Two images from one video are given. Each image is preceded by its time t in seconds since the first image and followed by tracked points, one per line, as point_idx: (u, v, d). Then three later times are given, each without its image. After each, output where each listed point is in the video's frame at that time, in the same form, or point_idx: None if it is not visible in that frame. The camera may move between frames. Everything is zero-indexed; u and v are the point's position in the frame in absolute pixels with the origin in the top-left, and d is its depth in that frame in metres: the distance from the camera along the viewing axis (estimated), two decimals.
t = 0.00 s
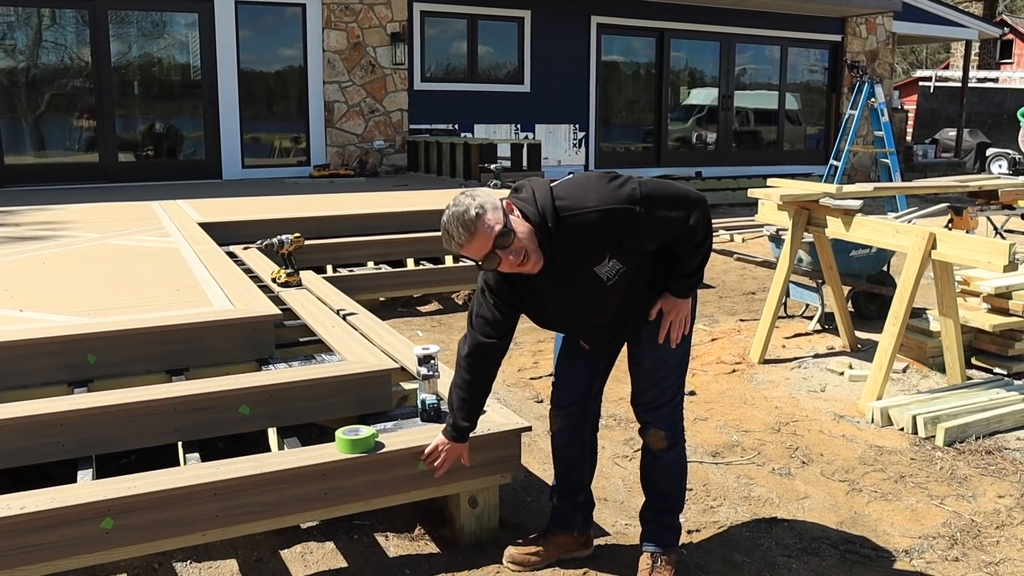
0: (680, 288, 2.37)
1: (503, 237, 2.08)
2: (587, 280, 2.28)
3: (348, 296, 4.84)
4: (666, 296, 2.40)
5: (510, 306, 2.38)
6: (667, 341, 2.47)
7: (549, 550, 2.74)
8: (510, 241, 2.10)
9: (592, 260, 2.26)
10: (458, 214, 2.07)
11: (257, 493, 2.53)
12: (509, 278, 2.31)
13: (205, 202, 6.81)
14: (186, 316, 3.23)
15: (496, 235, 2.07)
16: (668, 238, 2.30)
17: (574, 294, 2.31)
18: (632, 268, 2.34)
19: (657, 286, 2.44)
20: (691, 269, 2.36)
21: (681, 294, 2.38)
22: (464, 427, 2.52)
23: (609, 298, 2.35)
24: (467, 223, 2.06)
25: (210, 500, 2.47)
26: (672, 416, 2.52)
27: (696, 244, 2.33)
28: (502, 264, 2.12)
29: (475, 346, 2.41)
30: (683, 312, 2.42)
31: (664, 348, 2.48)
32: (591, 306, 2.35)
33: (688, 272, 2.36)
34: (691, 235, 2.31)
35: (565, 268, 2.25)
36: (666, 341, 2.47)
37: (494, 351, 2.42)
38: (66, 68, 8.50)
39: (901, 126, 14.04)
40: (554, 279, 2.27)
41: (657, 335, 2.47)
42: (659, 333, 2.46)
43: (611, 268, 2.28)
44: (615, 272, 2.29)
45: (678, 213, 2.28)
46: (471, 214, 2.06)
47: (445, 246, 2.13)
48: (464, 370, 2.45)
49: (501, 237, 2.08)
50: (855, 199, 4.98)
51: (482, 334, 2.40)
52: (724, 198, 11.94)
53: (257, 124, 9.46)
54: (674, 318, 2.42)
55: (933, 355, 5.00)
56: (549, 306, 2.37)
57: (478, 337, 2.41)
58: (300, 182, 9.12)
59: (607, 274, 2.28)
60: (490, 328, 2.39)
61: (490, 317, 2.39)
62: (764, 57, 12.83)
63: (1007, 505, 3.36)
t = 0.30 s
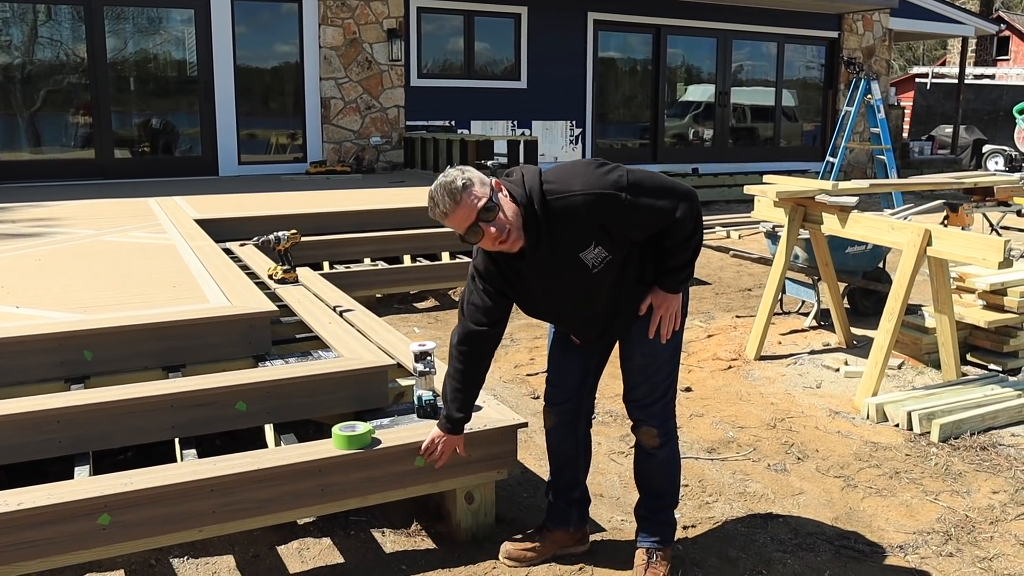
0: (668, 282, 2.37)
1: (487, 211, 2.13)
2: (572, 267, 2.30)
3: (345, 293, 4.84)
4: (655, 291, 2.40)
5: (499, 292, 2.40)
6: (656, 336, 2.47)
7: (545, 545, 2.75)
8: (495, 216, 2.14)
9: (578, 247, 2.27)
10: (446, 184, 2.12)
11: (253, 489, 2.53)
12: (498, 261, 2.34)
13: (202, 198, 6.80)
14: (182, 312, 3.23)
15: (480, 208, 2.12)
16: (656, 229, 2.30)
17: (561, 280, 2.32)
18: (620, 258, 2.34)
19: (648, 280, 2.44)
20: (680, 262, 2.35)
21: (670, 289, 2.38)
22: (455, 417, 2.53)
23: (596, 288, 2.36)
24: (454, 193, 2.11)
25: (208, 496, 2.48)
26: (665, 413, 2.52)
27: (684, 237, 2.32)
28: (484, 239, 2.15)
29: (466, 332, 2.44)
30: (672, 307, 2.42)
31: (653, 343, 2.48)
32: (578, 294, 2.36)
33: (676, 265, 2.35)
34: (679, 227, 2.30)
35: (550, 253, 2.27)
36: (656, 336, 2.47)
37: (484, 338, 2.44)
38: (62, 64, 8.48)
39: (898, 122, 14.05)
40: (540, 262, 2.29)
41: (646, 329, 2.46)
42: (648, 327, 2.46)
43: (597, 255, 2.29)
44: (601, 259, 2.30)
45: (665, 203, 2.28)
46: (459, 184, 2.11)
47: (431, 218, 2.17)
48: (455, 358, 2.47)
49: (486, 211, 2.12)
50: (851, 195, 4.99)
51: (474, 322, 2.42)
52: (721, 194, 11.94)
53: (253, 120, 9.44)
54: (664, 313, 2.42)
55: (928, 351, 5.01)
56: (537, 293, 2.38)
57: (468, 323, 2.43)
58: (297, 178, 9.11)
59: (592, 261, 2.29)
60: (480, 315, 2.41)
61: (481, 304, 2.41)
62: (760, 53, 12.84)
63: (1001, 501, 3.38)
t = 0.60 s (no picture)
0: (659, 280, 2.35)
1: (457, 210, 2.17)
2: (565, 253, 2.30)
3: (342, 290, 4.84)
4: (646, 288, 2.38)
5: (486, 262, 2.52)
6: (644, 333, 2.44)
7: (543, 542, 2.76)
8: (466, 213, 2.19)
9: (574, 233, 2.27)
10: (428, 169, 2.18)
11: (252, 486, 2.54)
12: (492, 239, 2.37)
13: (200, 196, 6.80)
14: (181, 310, 3.23)
15: (451, 204, 2.17)
16: (654, 224, 2.28)
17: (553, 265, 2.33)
18: (614, 249, 2.34)
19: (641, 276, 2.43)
20: (674, 260, 2.33)
21: (661, 287, 2.36)
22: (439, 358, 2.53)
23: (587, 277, 2.36)
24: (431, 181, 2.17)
25: (206, 493, 2.49)
26: (656, 413, 2.51)
27: (682, 235, 2.30)
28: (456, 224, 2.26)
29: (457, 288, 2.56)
30: (661, 305, 2.40)
31: (641, 341, 2.45)
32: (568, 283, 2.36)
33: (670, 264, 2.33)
34: (677, 223, 2.28)
35: (544, 236, 2.27)
36: (643, 333, 2.44)
37: (476, 299, 2.57)
38: (59, 63, 8.47)
39: (895, 120, 14.06)
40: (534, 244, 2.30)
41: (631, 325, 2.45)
42: (634, 325, 2.44)
43: (591, 244, 2.29)
44: (594, 248, 2.29)
45: (665, 199, 2.26)
46: (437, 176, 2.16)
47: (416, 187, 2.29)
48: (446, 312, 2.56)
49: (455, 209, 2.17)
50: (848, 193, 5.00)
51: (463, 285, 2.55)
52: (719, 192, 11.95)
53: (251, 118, 9.44)
54: (652, 311, 2.40)
55: (926, 349, 5.03)
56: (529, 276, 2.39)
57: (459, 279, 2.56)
58: (295, 176, 9.12)
59: (586, 250, 2.29)
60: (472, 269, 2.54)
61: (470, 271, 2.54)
62: (758, 51, 12.84)
63: (997, 498, 3.39)
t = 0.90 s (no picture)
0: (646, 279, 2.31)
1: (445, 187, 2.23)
2: (554, 237, 2.30)
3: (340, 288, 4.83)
4: (634, 285, 2.34)
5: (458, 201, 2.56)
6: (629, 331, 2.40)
7: (542, 539, 2.76)
8: (456, 191, 2.24)
9: (565, 219, 2.27)
10: (424, 143, 2.22)
11: (251, 483, 2.54)
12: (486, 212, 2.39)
13: (198, 194, 6.79)
14: (179, 307, 3.23)
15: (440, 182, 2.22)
16: (649, 221, 2.24)
17: (543, 246, 2.34)
18: (606, 241, 2.33)
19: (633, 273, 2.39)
20: (666, 261, 2.29)
21: (650, 285, 2.31)
22: (334, 239, 2.60)
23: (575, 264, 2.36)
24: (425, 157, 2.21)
25: (205, 490, 2.48)
26: (645, 413, 2.46)
27: (677, 237, 2.26)
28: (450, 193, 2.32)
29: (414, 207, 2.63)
30: (649, 305, 2.34)
31: (627, 339, 2.40)
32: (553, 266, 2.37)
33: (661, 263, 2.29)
34: (674, 224, 2.24)
35: (536, 216, 2.28)
36: (629, 331, 2.39)
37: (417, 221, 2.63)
38: (56, 60, 8.45)
39: (893, 119, 14.06)
40: (525, 223, 2.31)
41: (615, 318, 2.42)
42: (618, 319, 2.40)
43: (582, 233, 2.29)
44: (584, 235, 2.29)
45: (664, 197, 2.22)
46: (430, 154, 2.20)
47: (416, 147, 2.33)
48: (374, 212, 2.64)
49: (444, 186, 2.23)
50: (846, 191, 5.00)
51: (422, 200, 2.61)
52: (717, 190, 11.95)
53: (249, 116, 9.43)
54: (640, 310, 2.34)
55: (924, 347, 5.03)
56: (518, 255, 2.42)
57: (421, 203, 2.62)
58: (293, 174, 9.11)
59: (575, 237, 2.29)
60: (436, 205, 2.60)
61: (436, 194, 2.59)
62: (756, 50, 12.85)
63: (996, 495, 3.40)
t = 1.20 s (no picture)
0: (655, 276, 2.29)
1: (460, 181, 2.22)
2: (566, 233, 2.29)
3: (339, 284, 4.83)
4: (640, 282, 2.31)
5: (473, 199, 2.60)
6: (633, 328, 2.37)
7: (541, 534, 2.77)
8: (470, 184, 2.23)
9: (577, 214, 2.26)
10: (437, 138, 2.23)
11: (250, 479, 2.54)
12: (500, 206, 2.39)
13: (197, 190, 6.79)
14: (178, 303, 3.23)
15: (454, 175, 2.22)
16: (661, 218, 2.23)
17: (554, 241, 2.32)
18: (617, 237, 2.31)
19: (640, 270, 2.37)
20: (675, 257, 2.27)
21: (657, 282, 2.29)
22: (366, 249, 2.59)
23: (585, 259, 2.34)
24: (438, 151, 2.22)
25: (204, 486, 2.49)
26: (644, 413, 2.42)
27: (689, 233, 2.25)
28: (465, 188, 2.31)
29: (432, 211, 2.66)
30: (654, 302, 2.31)
31: (629, 336, 2.38)
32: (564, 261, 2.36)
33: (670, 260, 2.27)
34: (685, 220, 2.22)
35: (548, 209, 2.27)
36: (631, 327, 2.37)
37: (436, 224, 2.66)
38: (55, 56, 8.43)
39: (892, 116, 14.07)
40: (537, 216, 2.30)
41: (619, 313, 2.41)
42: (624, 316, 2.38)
43: (593, 227, 2.27)
44: (596, 230, 2.27)
45: (677, 193, 2.20)
46: (443, 149, 2.20)
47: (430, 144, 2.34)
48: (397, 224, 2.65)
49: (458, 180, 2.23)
50: (845, 187, 5.01)
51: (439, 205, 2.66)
52: (716, 187, 11.95)
53: (248, 112, 9.42)
54: (644, 307, 2.32)
55: (922, 343, 5.04)
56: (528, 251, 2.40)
57: (438, 206, 2.66)
58: (292, 169, 9.10)
59: (587, 232, 2.28)
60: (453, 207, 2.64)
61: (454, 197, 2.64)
62: (756, 46, 12.85)
63: (993, 491, 3.41)
